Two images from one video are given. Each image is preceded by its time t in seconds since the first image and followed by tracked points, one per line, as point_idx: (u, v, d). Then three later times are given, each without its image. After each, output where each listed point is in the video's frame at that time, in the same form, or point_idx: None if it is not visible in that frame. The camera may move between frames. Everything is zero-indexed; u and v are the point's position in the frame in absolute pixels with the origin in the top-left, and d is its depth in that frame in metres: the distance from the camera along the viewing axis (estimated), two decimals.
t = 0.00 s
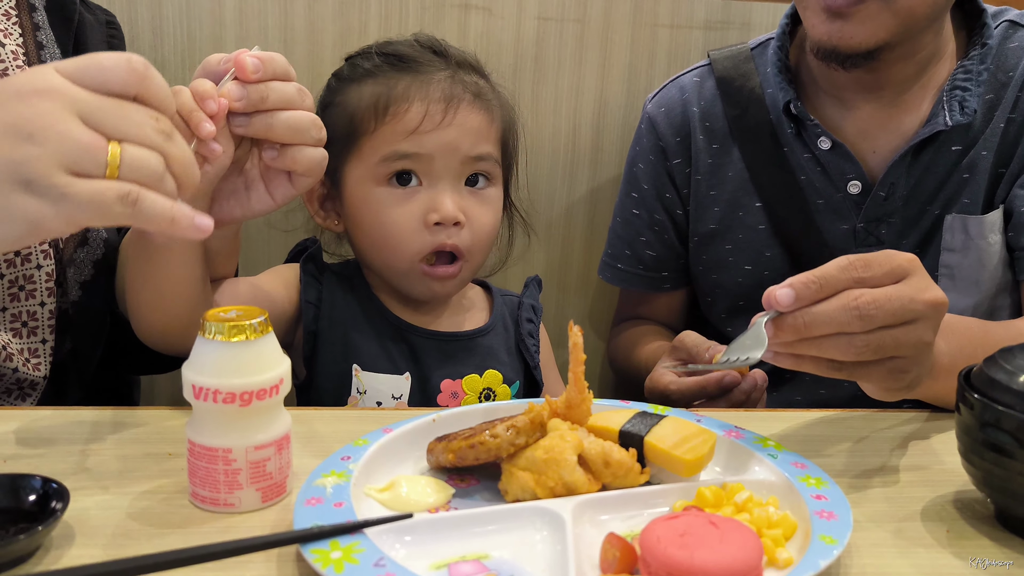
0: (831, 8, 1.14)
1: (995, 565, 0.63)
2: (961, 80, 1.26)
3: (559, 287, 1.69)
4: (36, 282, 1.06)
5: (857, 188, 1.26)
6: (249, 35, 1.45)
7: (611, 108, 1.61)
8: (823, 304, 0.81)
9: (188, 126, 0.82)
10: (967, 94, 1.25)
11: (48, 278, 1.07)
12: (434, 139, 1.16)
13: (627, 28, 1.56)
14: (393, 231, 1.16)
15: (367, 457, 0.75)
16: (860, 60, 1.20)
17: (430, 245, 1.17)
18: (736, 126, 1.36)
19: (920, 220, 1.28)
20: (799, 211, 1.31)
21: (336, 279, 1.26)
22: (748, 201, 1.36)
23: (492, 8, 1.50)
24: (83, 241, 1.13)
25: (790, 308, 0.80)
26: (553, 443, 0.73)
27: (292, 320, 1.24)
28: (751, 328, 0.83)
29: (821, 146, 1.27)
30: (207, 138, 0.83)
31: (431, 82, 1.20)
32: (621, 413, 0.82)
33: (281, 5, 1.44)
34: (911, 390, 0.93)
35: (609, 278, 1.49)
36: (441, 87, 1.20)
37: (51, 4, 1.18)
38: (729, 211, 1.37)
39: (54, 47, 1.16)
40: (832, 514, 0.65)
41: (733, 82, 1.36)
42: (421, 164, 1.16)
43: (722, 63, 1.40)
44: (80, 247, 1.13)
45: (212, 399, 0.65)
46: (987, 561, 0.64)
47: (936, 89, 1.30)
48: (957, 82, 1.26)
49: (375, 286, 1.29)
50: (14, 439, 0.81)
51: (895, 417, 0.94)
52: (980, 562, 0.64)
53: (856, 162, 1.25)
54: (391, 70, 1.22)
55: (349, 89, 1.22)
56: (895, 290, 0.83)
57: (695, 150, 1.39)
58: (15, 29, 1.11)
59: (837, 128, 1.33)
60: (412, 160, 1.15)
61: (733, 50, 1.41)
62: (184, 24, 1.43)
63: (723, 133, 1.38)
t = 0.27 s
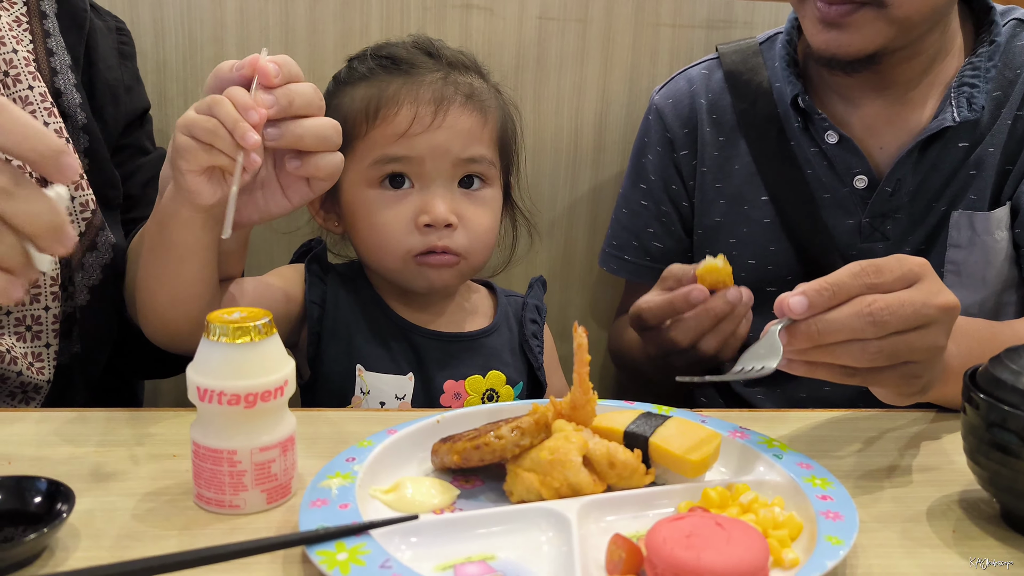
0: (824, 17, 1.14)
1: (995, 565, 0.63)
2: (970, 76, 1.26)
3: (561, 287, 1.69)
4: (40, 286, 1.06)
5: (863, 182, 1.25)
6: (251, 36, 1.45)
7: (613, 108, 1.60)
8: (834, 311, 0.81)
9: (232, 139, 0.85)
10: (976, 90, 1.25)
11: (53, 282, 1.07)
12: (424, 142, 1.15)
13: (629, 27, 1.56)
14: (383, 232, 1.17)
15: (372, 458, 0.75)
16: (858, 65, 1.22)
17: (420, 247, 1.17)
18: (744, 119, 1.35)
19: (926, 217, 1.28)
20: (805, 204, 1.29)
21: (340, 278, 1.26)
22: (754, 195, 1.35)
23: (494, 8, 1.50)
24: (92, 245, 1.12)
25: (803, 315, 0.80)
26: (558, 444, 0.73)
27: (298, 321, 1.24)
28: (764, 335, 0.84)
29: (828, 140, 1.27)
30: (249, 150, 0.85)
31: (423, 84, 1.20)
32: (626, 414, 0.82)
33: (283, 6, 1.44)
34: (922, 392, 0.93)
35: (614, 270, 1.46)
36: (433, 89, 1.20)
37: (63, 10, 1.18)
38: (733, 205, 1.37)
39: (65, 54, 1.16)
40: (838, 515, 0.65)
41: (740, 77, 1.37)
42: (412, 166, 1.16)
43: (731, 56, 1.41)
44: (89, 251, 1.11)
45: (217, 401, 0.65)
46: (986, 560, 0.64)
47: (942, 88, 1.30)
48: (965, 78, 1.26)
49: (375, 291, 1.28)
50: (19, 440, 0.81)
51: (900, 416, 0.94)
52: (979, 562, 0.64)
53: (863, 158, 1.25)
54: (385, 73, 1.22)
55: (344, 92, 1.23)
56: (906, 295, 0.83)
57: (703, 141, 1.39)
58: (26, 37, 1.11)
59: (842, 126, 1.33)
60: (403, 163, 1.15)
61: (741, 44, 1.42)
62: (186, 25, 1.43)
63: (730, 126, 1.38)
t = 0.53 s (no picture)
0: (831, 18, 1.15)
1: (994, 565, 0.63)
2: (975, 73, 1.26)
3: (563, 287, 1.69)
4: (42, 283, 1.06)
5: (869, 177, 1.26)
6: (253, 38, 1.45)
7: (615, 108, 1.61)
8: (834, 321, 0.81)
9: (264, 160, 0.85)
10: (981, 86, 1.25)
11: (54, 279, 1.07)
12: (426, 147, 1.16)
13: (631, 27, 1.56)
14: (384, 236, 1.17)
15: (374, 459, 0.75)
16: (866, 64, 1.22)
17: (420, 252, 1.17)
18: (750, 115, 1.35)
19: (931, 213, 1.27)
20: (810, 199, 1.29)
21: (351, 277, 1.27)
22: (758, 190, 1.35)
23: (496, 9, 1.50)
24: (95, 242, 1.13)
25: (804, 327, 0.80)
26: (559, 445, 0.73)
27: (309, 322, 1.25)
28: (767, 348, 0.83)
29: (834, 135, 1.28)
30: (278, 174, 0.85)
31: (426, 90, 1.20)
32: (627, 414, 0.82)
33: (285, 7, 1.44)
34: (928, 398, 0.92)
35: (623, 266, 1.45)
36: (435, 94, 1.20)
37: (68, 14, 1.19)
38: (737, 198, 1.37)
39: (69, 57, 1.17)
40: (839, 515, 0.65)
41: (746, 73, 1.37)
42: (413, 172, 1.16)
43: (737, 54, 1.40)
44: (92, 248, 1.12)
45: (219, 402, 0.66)
46: (987, 560, 0.64)
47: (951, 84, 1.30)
48: (971, 75, 1.26)
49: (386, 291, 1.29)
50: (23, 442, 0.81)
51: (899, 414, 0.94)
52: (980, 562, 0.64)
53: (870, 152, 1.26)
54: (391, 79, 1.22)
55: (350, 97, 1.24)
56: (903, 300, 0.83)
57: (708, 135, 1.39)
58: (31, 40, 1.12)
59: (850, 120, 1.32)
60: (404, 169, 1.16)
61: (748, 40, 1.42)
62: (188, 27, 1.43)
63: (736, 122, 1.37)
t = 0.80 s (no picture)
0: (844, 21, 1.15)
1: (994, 565, 0.63)
2: (978, 69, 1.27)
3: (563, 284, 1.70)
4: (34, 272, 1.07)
5: (872, 173, 1.26)
6: (253, 37, 1.46)
7: (615, 107, 1.61)
8: (829, 313, 0.81)
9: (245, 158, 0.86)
10: (984, 83, 1.25)
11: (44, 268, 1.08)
12: (417, 151, 1.16)
13: (630, 26, 1.56)
14: (377, 236, 1.19)
15: (376, 454, 0.76)
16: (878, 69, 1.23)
17: (407, 252, 1.18)
18: (753, 111, 1.35)
19: (934, 210, 1.28)
20: (813, 193, 1.29)
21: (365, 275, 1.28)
22: (762, 184, 1.35)
23: (496, 8, 1.51)
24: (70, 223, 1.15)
25: (798, 321, 0.81)
26: (559, 440, 0.74)
27: (324, 319, 1.24)
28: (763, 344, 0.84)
29: (838, 130, 1.28)
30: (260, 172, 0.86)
31: (426, 91, 1.21)
32: (627, 410, 0.83)
33: (285, 7, 1.45)
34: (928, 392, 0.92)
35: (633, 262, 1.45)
36: (432, 97, 1.20)
37: (61, 11, 1.18)
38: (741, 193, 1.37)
39: (61, 53, 1.17)
40: (837, 509, 0.65)
41: (750, 68, 1.37)
42: (406, 176, 1.16)
43: (741, 49, 1.41)
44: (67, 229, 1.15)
45: (222, 398, 0.66)
46: (986, 560, 0.63)
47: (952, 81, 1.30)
48: (974, 72, 1.26)
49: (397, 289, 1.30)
50: (27, 439, 0.82)
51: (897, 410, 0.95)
52: (980, 561, 0.63)
53: (874, 150, 1.26)
54: (395, 80, 1.23)
55: (357, 97, 1.25)
56: (895, 292, 0.83)
57: (710, 129, 1.39)
58: (22, 35, 1.13)
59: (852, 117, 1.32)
60: (397, 172, 1.16)
61: (752, 36, 1.42)
62: (189, 27, 1.44)
63: (740, 117, 1.38)
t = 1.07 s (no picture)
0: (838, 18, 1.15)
1: (994, 565, 0.63)
2: (980, 69, 1.27)
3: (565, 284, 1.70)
4: None
5: (875, 171, 1.26)
6: (255, 39, 1.46)
7: (616, 108, 1.61)
8: (828, 319, 0.81)
9: (253, 167, 0.85)
10: (987, 83, 1.26)
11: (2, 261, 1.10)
12: (417, 153, 1.16)
13: (631, 27, 1.56)
14: (377, 236, 1.19)
15: (379, 455, 0.76)
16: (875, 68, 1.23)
17: (404, 252, 1.18)
18: (759, 105, 1.36)
19: (936, 209, 1.28)
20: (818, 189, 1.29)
21: (372, 278, 1.28)
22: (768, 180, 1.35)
23: (496, 9, 1.51)
24: (31, 220, 1.16)
25: (797, 327, 0.81)
26: (562, 440, 0.74)
27: (331, 323, 1.25)
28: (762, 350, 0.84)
29: (842, 128, 1.28)
30: (267, 181, 0.85)
31: (430, 93, 1.21)
32: (629, 410, 0.83)
33: (286, 9, 1.45)
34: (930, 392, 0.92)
35: (645, 258, 1.43)
36: (435, 99, 1.21)
37: (53, 12, 1.19)
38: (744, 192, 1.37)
39: (49, 52, 1.17)
40: (840, 508, 0.65)
41: (755, 65, 1.37)
42: (407, 178, 1.17)
43: (747, 45, 1.40)
44: (27, 225, 1.16)
45: (226, 399, 0.66)
46: (986, 560, 0.63)
47: (951, 82, 1.30)
48: (976, 71, 1.27)
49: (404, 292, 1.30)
50: (30, 441, 0.82)
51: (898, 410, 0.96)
52: (979, 562, 0.63)
53: (876, 147, 1.26)
54: (401, 81, 1.24)
55: (364, 98, 1.26)
56: (892, 296, 0.84)
57: (715, 123, 1.40)
58: (10, 34, 1.14)
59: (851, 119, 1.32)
60: (398, 173, 1.17)
61: (757, 32, 1.42)
62: (190, 29, 1.44)
63: (744, 111, 1.38)
